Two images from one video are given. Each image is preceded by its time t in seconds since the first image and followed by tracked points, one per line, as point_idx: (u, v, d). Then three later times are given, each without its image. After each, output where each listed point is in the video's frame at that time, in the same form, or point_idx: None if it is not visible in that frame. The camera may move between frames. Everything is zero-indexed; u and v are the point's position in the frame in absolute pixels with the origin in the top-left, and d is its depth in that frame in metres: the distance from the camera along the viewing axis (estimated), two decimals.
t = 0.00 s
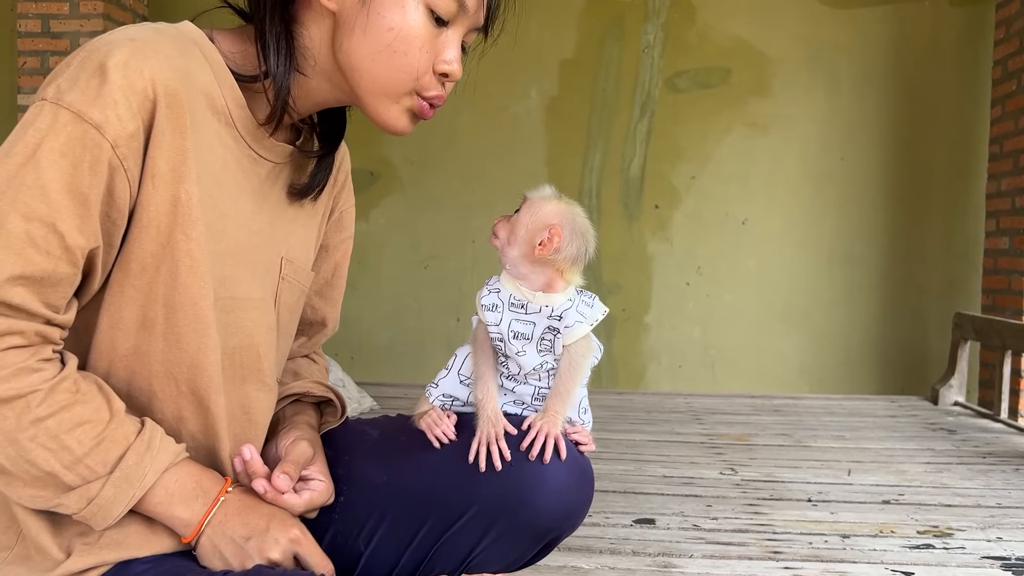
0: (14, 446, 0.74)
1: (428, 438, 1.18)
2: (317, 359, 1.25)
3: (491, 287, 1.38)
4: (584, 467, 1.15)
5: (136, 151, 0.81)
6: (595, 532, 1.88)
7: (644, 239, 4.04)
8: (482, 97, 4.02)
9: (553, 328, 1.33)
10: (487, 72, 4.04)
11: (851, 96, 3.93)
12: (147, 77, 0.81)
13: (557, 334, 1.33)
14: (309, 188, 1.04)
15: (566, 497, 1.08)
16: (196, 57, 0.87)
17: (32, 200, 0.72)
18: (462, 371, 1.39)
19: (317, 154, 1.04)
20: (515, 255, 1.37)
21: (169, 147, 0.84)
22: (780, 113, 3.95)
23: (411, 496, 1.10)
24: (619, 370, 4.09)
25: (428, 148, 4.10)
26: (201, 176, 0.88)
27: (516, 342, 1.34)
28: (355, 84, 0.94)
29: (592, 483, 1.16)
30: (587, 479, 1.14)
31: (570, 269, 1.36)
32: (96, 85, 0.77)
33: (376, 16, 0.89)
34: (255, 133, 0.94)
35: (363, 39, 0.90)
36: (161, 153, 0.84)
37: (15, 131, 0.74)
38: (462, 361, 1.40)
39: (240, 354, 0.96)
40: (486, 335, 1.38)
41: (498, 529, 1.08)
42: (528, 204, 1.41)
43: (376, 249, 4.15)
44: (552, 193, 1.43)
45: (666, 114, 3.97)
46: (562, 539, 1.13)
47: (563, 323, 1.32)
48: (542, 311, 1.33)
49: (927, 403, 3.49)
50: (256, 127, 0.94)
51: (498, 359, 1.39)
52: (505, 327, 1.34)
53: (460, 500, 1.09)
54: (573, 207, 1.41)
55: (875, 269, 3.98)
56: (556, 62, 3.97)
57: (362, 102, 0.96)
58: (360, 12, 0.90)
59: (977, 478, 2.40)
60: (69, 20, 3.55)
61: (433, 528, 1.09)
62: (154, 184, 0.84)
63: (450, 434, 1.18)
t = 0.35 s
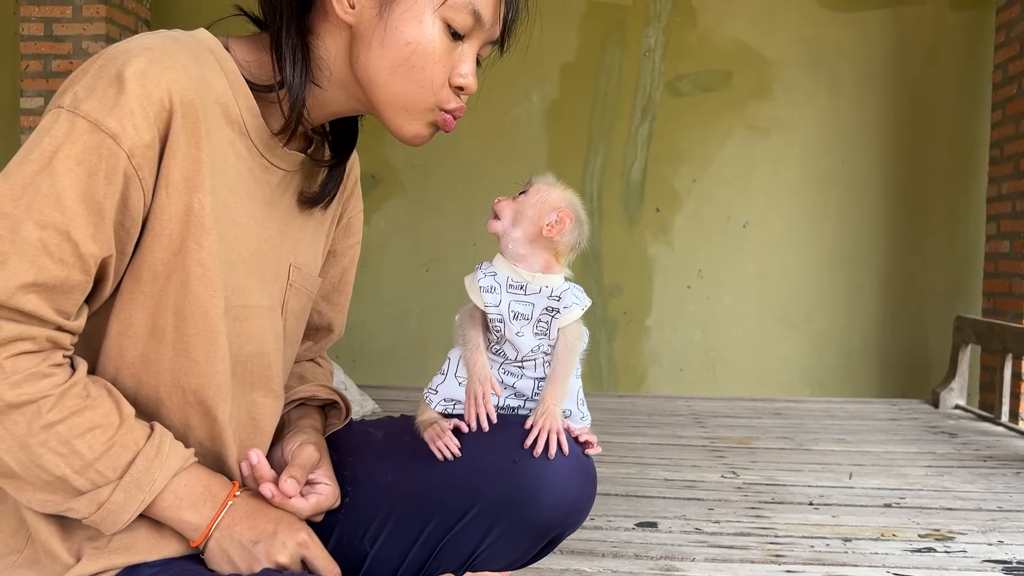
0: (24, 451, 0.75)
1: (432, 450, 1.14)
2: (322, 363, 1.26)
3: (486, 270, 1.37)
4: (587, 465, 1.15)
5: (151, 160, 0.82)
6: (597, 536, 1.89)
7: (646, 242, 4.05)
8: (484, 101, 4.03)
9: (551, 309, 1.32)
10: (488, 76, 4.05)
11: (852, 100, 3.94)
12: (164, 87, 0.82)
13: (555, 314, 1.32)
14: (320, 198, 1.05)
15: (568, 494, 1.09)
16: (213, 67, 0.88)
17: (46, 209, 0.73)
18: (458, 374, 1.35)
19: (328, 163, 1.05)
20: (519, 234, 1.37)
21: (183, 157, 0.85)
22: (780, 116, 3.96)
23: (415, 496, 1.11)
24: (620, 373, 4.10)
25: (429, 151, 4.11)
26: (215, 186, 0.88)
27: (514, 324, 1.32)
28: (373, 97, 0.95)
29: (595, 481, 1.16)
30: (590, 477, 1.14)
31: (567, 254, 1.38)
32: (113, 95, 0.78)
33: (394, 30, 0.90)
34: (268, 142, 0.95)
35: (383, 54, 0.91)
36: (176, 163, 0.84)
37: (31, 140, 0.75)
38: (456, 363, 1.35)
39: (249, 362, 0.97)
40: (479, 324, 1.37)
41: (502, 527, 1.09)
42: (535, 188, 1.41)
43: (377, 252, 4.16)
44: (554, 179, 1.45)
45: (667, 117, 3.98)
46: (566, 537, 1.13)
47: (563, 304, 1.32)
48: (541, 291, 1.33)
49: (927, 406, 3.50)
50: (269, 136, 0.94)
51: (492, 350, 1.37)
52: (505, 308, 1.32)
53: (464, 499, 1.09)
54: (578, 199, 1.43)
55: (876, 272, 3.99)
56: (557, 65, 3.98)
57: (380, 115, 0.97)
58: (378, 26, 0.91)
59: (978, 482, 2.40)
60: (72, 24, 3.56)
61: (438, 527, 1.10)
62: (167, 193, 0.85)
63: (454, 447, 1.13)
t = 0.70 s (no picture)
0: (33, 455, 0.76)
1: (433, 457, 1.15)
2: (329, 367, 1.27)
3: (495, 288, 1.39)
4: (590, 470, 1.15)
5: (163, 168, 0.82)
6: (599, 539, 1.90)
7: (646, 245, 4.05)
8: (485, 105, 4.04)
9: (560, 323, 1.32)
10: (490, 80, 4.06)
11: (852, 104, 3.95)
12: (177, 96, 0.82)
13: (564, 329, 1.32)
14: (330, 205, 1.06)
15: (572, 498, 1.09)
16: (226, 76, 0.89)
17: (57, 216, 0.74)
18: (467, 379, 1.37)
19: (338, 172, 1.06)
20: (518, 250, 1.39)
21: (194, 165, 0.85)
22: (781, 120, 3.97)
23: (420, 500, 1.11)
24: (621, 376, 4.10)
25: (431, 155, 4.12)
26: (226, 196, 0.89)
27: (523, 340, 1.34)
28: (388, 108, 0.96)
29: (599, 486, 1.16)
30: (593, 482, 1.15)
31: (571, 263, 1.38)
32: (126, 103, 0.78)
33: (410, 44, 0.91)
34: (279, 150, 0.96)
35: (398, 66, 0.93)
36: (187, 172, 0.85)
37: (44, 147, 0.75)
38: (466, 368, 1.38)
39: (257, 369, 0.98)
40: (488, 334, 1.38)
41: (506, 531, 1.09)
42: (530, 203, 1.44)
43: (379, 255, 4.17)
44: (552, 190, 1.46)
45: (668, 121, 3.99)
46: (570, 541, 1.13)
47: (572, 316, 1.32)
48: (549, 306, 1.34)
49: (928, 410, 3.50)
50: (280, 145, 0.95)
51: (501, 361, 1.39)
52: (513, 325, 1.34)
53: (469, 503, 1.09)
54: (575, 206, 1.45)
55: (877, 276, 4.00)
56: (558, 69, 3.99)
57: (394, 125, 0.98)
58: (394, 39, 0.92)
59: (979, 486, 2.40)
60: (74, 27, 3.57)
61: (443, 529, 1.10)
62: (178, 201, 0.85)
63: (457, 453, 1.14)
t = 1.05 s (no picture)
0: (37, 460, 0.76)
1: (434, 452, 1.16)
2: (331, 372, 1.28)
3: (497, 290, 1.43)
4: (592, 475, 1.16)
5: (169, 175, 0.83)
6: (600, 543, 1.90)
7: (647, 249, 4.06)
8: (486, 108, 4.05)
9: (548, 327, 1.33)
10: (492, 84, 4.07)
11: (853, 107, 3.95)
12: (184, 103, 0.83)
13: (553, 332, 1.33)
14: (334, 212, 1.07)
15: (574, 504, 1.09)
16: (232, 83, 0.89)
17: (64, 222, 0.74)
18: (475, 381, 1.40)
19: (343, 178, 1.07)
20: (514, 255, 1.38)
21: (200, 172, 0.86)
22: (781, 124, 3.97)
23: (422, 503, 1.12)
24: (621, 380, 4.11)
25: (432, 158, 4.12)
26: (233, 203, 0.89)
27: (516, 342, 1.37)
28: (393, 117, 0.97)
29: (600, 491, 1.17)
30: (595, 487, 1.15)
31: (566, 270, 1.37)
32: (134, 110, 0.79)
33: (417, 52, 0.92)
34: (284, 157, 0.96)
35: (404, 75, 0.93)
36: (193, 179, 0.85)
37: (52, 153, 0.76)
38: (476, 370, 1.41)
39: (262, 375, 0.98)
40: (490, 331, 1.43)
41: (508, 536, 1.09)
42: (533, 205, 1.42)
43: (380, 258, 4.18)
44: (556, 193, 1.44)
45: (668, 125, 3.99)
46: (572, 546, 1.14)
47: (562, 321, 1.32)
48: (538, 311, 1.36)
49: (929, 413, 3.50)
50: (286, 152, 0.96)
51: (506, 367, 1.42)
52: (506, 327, 1.38)
53: (471, 507, 1.10)
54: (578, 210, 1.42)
55: (877, 279, 4.00)
56: (559, 73, 4.00)
57: (400, 134, 0.99)
58: (401, 47, 0.93)
59: (979, 490, 2.41)
60: (76, 30, 3.58)
61: (446, 533, 1.11)
62: (184, 208, 0.86)
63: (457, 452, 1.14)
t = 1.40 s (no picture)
0: (41, 464, 0.76)
1: (433, 451, 1.16)
2: (333, 377, 1.28)
3: (512, 284, 1.46)
4: (593, 480, 1.16)
5: (176, 182, 0.83)
6: (601, 547, 1.90)
7: (647, 252, 4.06)
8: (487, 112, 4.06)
9: (557, 325, 1.35)
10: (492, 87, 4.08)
11: (853, 112, 3.96)
12: (191, 110, 0.83)
13: (562, 331, 1.34)
14: (339, 218, 1.07)
15: (575, 508, 1.10)
16: (239, 89, 0.90)
17: (70, 227, 0.75)
18: (479, 385, 1.41)
19: (348, 185, 1.07)
20: (533, 251, 1.43)
21: (206, 179, 0.86)
22: (781, 127, 3.98)
23: (423, 507, 1.12)
24: (621, 383, 4.12)
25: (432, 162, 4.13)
26: (238, 209, 0.90)
27: (522, 337, 1.38)
28: (400, 124, 0.98)
29: (601, 496, 1.17)
30: (596, 491, 1.15)
31: (583, 270, 1.41)
32: (141, 117, 0.79)
33: (424, 61, 0.93)
34: (290, 163, 0.97)
35: (412, 83, 0.94)
36: (199, 186, 0.86)
37: (59, 159, 0.76)
38: (480, 375, 1.42)
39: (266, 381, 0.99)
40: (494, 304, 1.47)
41: (509, 540, 1.09)
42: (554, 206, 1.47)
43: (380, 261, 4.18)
44: (575, 197, 1.50)
45: (669, 129, 4.00)
46: (573, 550, 1.14)
47: (569, 321, 1.34)
48: (549, 306, 1.38)
49: (929, 417, 3.50)
50: (291, 158, 0.96)
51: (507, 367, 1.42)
52: (514, 320, 1.40)
53: (472, 511, 1.10)
54: (597, 216, 1.48)
55: (877, 283, 4.01)
56: (560, 77, 4.00)
57: (406, 142, 0.99)
58: (408, 55, 0.94)
59: (980, 494, 2.41)
60: (77, 34, 3.59)
61: (447, 538, 1.11)
62: (190, 214, 0.86)
63: (455, 452, 1.15)
